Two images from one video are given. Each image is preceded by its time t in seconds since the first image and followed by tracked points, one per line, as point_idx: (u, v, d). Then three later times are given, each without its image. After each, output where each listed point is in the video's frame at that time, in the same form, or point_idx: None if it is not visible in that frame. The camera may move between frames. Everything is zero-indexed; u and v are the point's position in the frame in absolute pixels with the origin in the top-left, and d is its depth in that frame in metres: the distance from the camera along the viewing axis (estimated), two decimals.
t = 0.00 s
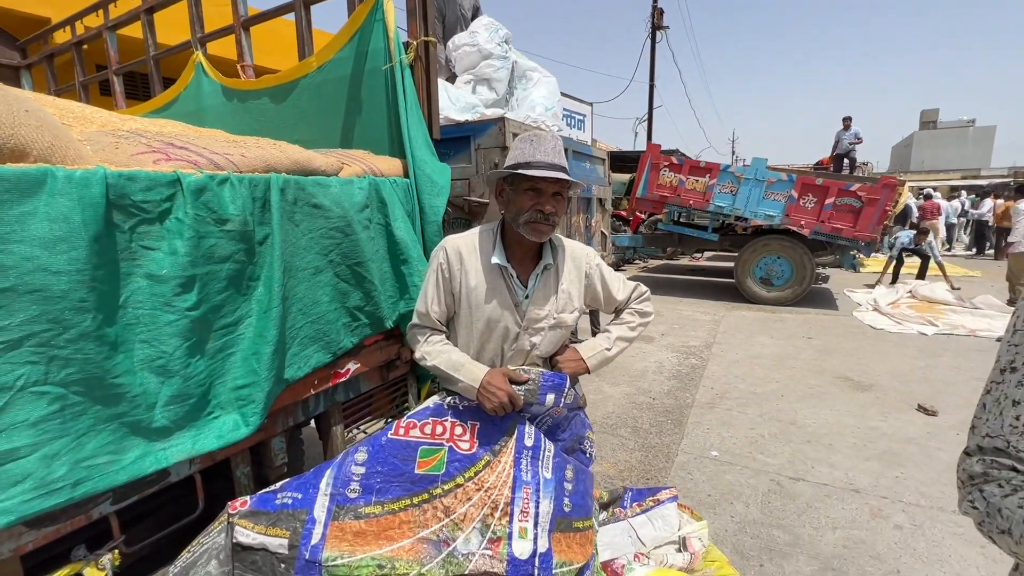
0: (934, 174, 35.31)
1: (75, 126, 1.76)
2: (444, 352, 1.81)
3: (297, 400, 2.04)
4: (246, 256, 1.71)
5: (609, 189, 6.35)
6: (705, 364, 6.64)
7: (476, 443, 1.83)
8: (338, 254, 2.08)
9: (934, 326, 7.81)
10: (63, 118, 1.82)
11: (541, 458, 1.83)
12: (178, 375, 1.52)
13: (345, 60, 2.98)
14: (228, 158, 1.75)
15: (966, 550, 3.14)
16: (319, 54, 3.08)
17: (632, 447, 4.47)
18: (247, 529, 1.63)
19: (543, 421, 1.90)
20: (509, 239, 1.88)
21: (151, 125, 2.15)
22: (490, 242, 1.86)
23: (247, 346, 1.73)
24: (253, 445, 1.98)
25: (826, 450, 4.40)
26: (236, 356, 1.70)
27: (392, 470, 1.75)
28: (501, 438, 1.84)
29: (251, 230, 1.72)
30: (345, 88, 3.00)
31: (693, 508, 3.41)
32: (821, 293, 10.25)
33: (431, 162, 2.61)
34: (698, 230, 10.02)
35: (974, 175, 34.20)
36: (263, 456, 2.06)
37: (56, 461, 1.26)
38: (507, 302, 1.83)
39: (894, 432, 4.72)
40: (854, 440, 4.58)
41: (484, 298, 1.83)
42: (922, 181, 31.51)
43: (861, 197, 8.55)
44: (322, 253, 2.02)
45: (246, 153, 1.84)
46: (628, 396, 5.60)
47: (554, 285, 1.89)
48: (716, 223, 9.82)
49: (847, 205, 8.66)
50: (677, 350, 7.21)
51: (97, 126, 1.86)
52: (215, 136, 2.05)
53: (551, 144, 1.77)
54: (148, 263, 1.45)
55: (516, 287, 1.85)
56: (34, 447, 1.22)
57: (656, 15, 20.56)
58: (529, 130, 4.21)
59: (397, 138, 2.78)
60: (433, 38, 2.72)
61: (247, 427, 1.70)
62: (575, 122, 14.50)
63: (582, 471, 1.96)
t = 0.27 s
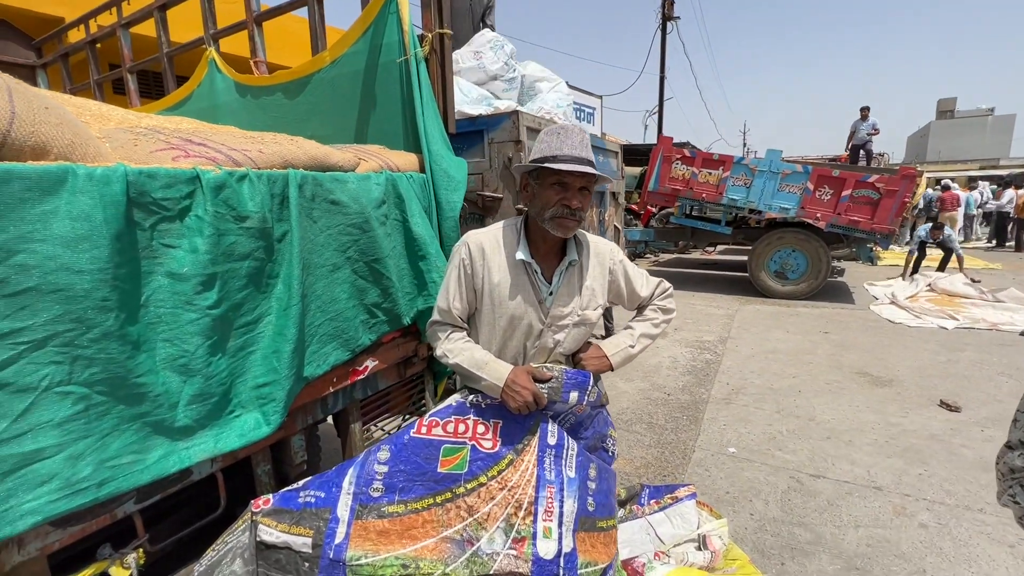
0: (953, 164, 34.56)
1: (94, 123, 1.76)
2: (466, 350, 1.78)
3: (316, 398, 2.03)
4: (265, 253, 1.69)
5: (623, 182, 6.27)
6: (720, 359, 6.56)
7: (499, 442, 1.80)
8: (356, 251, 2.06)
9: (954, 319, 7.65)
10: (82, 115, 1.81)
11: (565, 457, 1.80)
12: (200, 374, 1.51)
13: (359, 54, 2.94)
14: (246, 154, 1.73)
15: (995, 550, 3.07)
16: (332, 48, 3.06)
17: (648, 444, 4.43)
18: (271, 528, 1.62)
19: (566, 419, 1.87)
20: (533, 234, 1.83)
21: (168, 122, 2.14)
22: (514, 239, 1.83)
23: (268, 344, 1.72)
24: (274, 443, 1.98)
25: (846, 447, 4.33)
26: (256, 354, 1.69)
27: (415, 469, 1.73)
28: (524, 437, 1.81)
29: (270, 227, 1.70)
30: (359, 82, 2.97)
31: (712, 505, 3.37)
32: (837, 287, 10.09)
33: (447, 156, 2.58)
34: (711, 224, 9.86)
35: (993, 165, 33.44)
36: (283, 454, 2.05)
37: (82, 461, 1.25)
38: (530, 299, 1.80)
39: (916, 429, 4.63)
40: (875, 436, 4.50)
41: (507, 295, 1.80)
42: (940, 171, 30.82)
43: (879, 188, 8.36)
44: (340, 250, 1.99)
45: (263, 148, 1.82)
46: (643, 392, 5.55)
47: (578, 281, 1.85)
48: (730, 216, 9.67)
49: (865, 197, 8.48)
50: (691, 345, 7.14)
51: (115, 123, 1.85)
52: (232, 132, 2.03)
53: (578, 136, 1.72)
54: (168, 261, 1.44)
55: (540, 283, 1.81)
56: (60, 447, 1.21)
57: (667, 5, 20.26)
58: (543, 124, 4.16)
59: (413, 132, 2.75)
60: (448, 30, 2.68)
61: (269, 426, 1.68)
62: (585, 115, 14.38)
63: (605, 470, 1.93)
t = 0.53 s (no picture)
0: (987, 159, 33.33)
1: (137, 131, 1.80)
2: (500, 353, 1.78)
3: (350, 400, 2.05)
4: (302, 257, 1.71)
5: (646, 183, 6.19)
6: (746, 361, 6.44)
7: (534, 445, 1.80)
8: (388, 254, 2.07)
9: (993, 320, 7.36)
10: (126, 122, 1.86)
11: (600, 462, 1.78)
12: (242, 377, 1.53)
13: (387, 58, 2.97)
14: (283, 159, 1.75)
15: None
16: (360, 53, 3.09)
17: (675, 447, 4.35)
18: (309, 528, 1.64)
19: (600, 423, 1.85)
20: (567, 236, 1.84)
21: (205, 129, 2.18)
22: (549, 241, 1.83)
23: (305, 347, 1.74)
24: (309, 444, 2.00)
25: (882, 453, 4.19)
26: (295, 357, 1.71)
27: (451, 472, 1.73)
28: (559, 440, 1.80)
29: (306, 231, 1.72)
30: (387, 86, 3.00)
31: (743, 511, 3.30)
32: (867, 287, 9.81)
33: (476, 159, 2.58)
34: (734, 224, 9.65)
35: None
36: (317, 455, 2.08)
37: (132, 463, 1.28)
38: (566, 302, 1.80)
39: (956, 434, 4.46)
40: (912, 442, 4.35)
41: (542, 297, 1.79)
42: (973, 166, 29.75)
43: (912, 184, 8.11)
44: (373, 253, 2.01)
45: (299, 154, 1.84)
46: (668, 395, 5.47)
47: (614, 284, 1.84)
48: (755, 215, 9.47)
49: (897, 194, 8.24)
50: (716, 347, 7.02)
51: (156, 131, 1.90)
52: (268, 138, 2.07)
53: (615, 139, 1.73)
54: (212, 266, 1.46)
55: (575, 285, 1.81)
56: (113, 448, 1.25)
57: (687, 2, 20.01)
58: (567, 124, 4.15)
59: (441, 135, 2.76)
60: (475, 32, 2.68)
61: (307, 428, 1.70)
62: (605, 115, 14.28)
63: (640, 475, 1.90)
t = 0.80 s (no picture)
0: None
1: (196, 147, 1.90)
2: (542, 361, 1.80)
3: (393, 406, 2.09)
4: (351, 266, 1.77)
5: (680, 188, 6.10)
6: (785, 369, 6.24)
7: (576, 454, 1.79)
8: (430, 262, 2.11)
9: None
10: (186, 139, 1.96)
11: (644, 472, 1.77)
12: (296, 383, 1.59)
13: (425, 70, 3.03)
14: (333, 172, 1.81)
15: None
16: (399, 66, 3.17)
17: (712, 458, 4.25)
18: (356, 532, 1.68)
19: (643, 433, 1.84)
20: (610, 244, 1.86)
21: (256, 143, 2.27)
22: (593, 249, 1.84)
23: (353, 354, 1.79)
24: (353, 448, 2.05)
25: (935, 467, 4.00)
26: (343, 364, 1.77)
27: (494, 479, 1.74)
28: (601, 449, 1.79)
29: (355, 242, 1.77)
30: (425, 97, 3.06)
31: (787, 525, 3.19)
32: (914, 293, 9.39)
33: (514, 167, 2.61)
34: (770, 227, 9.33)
35: None
36: (361, 459, 2.12)
37: (198, 465, 1.35)
38: (610, 310, 1.82)
39: (1016, 449, 4.21)
40: (968, 456, 4.13)
41: (586, 305, 1.81)
42: None
43: (961, 186, 7.76)
44: (416, 262, 2.05)
45: (347, 166, 1.90)
46: (704, 403, 5.36)
47: (658, 292, 1.85)
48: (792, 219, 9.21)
49: (945, 195, 7.88)
50: (753, 354, 6.83)
51: (212, 146, 1.99)
52: (316, 151, 2.15)
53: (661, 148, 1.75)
54: (269, 275, 1.53)
55: (619, 293, 1.82)
56: (180, 450, 1.31)
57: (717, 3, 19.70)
58: (600, 131, 4.14)
59: (478, 144, 2.80)
60: (513, 43, 2.71)
61: (356, 433, 1.75)
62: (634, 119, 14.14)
63: (684, 486, 1.87)
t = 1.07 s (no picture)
0: None
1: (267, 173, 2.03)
2: (596, 381, 1.80)
3: (446, 421, 2.13)
4: (407, 286, 1.83)
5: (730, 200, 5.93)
6: (847, 389, 5.89)
7: (630, 476, 1.77)
8: (482, 280, 2.15)
9: None
10: (258, 165, 2.10)
11: (700, 497, 1.71)
12: (356, 398, 1.66)
13: (475, 92, 3.12)
14: (391, 195, 1.89)
15: None
16: (450, 88, 3.27)
17: (769, 482, 4.05)
18: (411, 545, 1.71)
19: (699, 456, 1.80)
20: (664, 263, 1.85)
21: (320, 168, 2.41)
22: (646, 269, 1.84)
23: (409, 371, 1.85)
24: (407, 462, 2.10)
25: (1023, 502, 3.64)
26: (400, 379, 1.83)
27: (547, 499, 1.74)
28: (656, 472, 1.76)
29: (412, 262, 1.83)
30: (475, 118, 3.14)
31: (854, 559, 2.99)
32: (993, 308, 8.66)
33: (563, 185, 2.63)
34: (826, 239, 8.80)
35: None
36: (414, 473, 2.17)
37: (268, 475, 1.42)
38: (664, 330, 1.80)
39: None
40: None
41: (640, 325, 1.81)
42: None
43: None
44: (468, 280, 2.10)
45: (404, 188, 1.98)
46: (758, 423, 5.12)
47: (715, 312, 1.82)
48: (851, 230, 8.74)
49: None
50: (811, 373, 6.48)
51: (281, 172, 2.12)
52: (374, 174, 2.24)
53: (716, 166, 1.72)
54: (334, 295, 1.61)
55: (674, 313, 1.81)
56: (253, 461, 1.39)
57: (766, 9, 19.19)
58: (647, 145, 4.11)
59: (528, 163, 2.84)
60: (562, 63, 2.75)
61: (411, 448, 1.80)
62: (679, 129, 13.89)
63: (744, 513, 1.79)
